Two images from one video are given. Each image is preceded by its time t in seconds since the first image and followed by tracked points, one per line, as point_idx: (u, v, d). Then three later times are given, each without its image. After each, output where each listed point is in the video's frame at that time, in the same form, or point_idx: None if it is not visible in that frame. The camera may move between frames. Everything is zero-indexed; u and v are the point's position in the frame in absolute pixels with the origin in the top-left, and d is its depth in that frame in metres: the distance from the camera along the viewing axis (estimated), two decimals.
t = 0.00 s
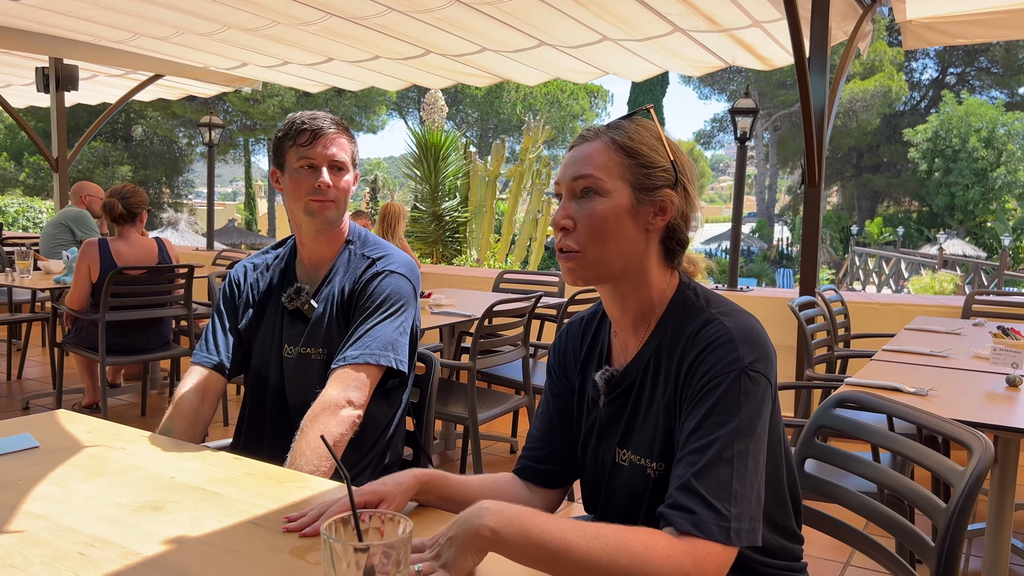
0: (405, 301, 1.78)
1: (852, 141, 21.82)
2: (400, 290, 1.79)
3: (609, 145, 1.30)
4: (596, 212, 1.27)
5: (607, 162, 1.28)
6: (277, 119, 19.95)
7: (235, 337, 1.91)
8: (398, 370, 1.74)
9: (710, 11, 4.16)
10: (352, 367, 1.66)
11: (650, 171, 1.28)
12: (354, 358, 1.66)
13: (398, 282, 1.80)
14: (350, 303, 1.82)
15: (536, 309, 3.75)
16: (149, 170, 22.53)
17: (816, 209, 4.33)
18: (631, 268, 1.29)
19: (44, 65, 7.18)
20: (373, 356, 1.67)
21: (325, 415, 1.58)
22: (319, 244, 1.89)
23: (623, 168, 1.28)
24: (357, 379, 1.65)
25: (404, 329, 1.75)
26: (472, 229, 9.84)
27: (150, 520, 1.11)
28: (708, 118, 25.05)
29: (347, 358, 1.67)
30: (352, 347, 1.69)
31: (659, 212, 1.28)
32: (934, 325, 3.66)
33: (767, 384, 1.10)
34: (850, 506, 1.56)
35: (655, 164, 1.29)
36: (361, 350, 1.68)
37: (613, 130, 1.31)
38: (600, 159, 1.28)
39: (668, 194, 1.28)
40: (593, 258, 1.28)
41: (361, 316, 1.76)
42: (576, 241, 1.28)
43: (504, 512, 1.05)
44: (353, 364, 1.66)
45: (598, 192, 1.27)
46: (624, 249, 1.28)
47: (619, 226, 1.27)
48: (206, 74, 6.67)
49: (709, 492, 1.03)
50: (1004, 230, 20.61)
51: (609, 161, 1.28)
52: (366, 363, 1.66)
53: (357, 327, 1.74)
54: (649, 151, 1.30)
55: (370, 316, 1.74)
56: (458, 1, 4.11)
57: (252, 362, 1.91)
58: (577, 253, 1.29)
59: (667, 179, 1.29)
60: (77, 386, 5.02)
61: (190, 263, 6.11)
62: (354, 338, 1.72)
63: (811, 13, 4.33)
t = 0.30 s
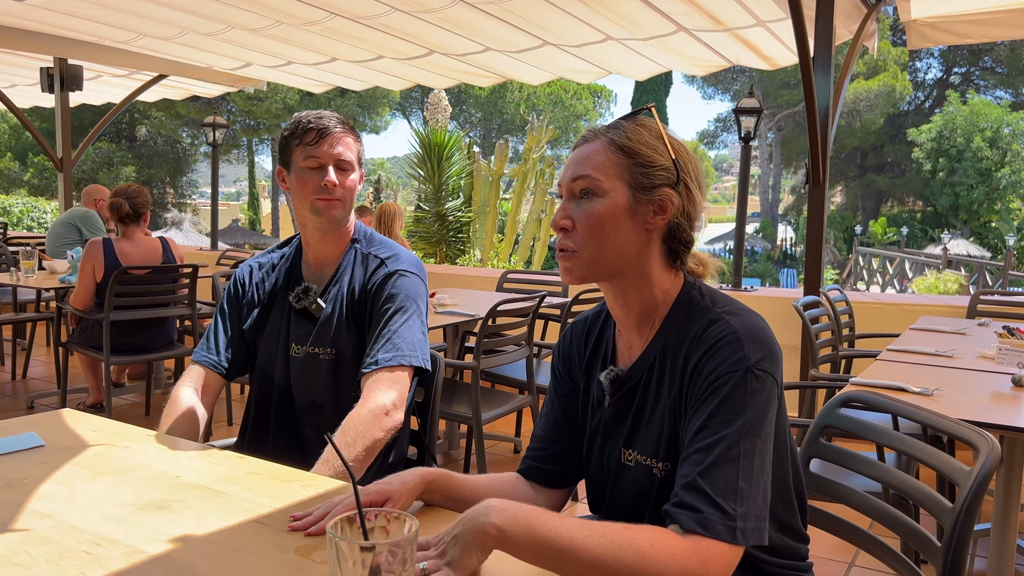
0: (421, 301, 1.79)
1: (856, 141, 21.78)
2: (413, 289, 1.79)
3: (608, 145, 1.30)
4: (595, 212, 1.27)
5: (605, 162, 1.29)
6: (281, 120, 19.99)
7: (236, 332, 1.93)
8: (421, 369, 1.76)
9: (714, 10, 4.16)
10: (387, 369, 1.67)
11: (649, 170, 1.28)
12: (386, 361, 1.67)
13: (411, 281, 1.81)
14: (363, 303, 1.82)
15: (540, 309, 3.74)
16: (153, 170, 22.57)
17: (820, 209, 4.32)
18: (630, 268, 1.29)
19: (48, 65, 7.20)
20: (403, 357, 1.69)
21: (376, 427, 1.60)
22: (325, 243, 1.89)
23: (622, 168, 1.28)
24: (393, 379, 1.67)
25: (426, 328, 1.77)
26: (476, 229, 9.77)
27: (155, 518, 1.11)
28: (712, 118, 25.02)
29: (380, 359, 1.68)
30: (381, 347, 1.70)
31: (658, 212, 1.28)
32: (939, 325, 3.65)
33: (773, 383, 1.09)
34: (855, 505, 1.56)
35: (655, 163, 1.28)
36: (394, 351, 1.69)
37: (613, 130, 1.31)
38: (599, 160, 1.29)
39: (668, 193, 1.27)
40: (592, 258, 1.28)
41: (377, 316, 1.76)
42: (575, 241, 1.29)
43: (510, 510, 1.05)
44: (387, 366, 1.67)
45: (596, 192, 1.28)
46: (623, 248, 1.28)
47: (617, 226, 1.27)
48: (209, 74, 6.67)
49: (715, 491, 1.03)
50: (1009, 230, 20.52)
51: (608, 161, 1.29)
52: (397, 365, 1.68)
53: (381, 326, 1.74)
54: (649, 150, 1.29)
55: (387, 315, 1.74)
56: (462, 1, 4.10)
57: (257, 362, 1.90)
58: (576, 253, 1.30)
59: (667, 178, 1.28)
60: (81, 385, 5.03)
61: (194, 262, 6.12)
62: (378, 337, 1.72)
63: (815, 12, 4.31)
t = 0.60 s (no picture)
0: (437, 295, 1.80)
1: (860, 142, 21.72)
2: (425, 282, 1.80)
3: (608, 147, 1.31)
4: (592, 212, 1.27)
5: (604, 163, 1.29)
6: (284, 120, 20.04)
7: (220, 320, 1.97)
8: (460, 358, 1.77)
9: (718, 10, 4.15)
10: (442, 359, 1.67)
11: (647, 172, 1.28)
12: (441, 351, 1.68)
13: (423, 277, 1.81)
14: (371, 303, 1.81)
15: (543, 309, 3.74)
16: (158, 171, 22.60)
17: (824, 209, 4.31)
18: (627, 270, 1.29)
19: (53, 66, 7.22)
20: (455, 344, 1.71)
21: (446, 411, 1.61)
22: (325, 247, 1.89)
23: (620, 169, 1.28)
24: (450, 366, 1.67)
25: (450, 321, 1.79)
26: (479, 229, 9.90)
27: (159, 519, 1.11)
28: (716, 118, 24.99)
29: (431, 350, 1.68)
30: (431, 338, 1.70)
31: (655, 214, 1.27)
32: (945, 326, 3.64)
33: (774, 382, 1.09)
34: (859, 507, 1.55)
35: (653, 166, 1.28)
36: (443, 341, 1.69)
37: (615, 131, 1.32)
38: (598, 160, 1.29)
39: (664, 197, 1.27)
40: (589, 259, 1.28)
41: (398, 312, 1.76)
42: (570, 240, 1.30)
43: (529, 486, 1.01)
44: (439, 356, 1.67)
45: (592, 193, 1.28)
46: (620, 250, 1.28)
47: (614, 227, 1.27)
48: (213, 74, 6.68)
49: (718, 490, 1.03)
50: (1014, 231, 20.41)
51: (607, 162, 1.29)
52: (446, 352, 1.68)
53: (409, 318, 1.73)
54: (649, 153, 1.29)
55: (410, 310, 1.74)
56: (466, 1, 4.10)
57: (262, 366, 1.91)
58: (571, 252, 1.31)
59: (664, 181, 1.28)
60: (85, 385, 5.04)
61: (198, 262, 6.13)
62: (422, 329, 1.70)
63: (820, 12, 4.30)
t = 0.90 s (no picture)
0: (429, 303, 1.79)
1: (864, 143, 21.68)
2: (419, 290, 1.80)
3: (606, 149, 1.31)
4: (588, 213, 1.27)
5: (602, 164, 1.29)
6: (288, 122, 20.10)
7: (218, 318, 1.98)
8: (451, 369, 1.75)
9: (721, 11, 4.14)
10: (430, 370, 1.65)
11: (643, 174, 1.27)
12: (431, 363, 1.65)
13: (417, 285, 1.81)
14: (369, 308, 1.81)
15: (546, 311, 3.74)
16: (162, 172, 22.66)
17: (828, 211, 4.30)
18: (623, 272, 1.29)
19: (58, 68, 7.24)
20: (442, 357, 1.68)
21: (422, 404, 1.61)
22: (320, 252, 1.88)
23: (617, 171, 1.28)
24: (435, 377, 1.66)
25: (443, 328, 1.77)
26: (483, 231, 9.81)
27: (162, 522, 1.11)
28: (719, 119, 24.98)
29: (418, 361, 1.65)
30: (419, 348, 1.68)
31: (649, 217, 1.27)
32: (948, 328, 3.63)
33: (770, 384, 1.08)
34: (863, 511, 1.54)
35: (650, 168, 1.28)
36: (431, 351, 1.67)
37: (614, 134, 1.32)
38: (596, 161, 1.29)
39: (660, 200, 1.26)
40: (584, 259, 1.28)
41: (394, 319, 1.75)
42: (566, 239, 1.30)
43: (541, 473, 0.98)
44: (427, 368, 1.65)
45: (589, 193, 1.28)
46: (616, 251, 1.28)
47: (610, 228, 1.27)
48: (217, 76, 6.70)
49: (718, 494, 1.02)
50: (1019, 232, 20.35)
51: (605, 164, 1.29)
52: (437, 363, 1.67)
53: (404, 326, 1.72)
54: (646, 156, 1.29)
55: (406, 318, 1.73)
56: (469, 2, 4.10)
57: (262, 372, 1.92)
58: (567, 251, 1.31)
59: (660, 184, 1.27)
60: (89, 386, 5.06)
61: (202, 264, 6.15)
62: (414, 339, 1.69)
63: (823, 13, 4.29)
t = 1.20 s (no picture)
0: (400, 317, 1.69)
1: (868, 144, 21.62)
2: (390, 301, 1.69)
3: (607, 152, 1.31)
4: (586, 213, 1.28)
5: (602, 167, 1.29)
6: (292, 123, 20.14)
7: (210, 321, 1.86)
8: (397, 388, 1.62)
9: (725, 13, 4.14)
10: (364, 387, 1.53)
11: (642, 177, 1.27)
12: (365, 378, 1.54)
13: (385, 292, 1.70)
14: (340, 315, 1.73)
15: (549, 313, 3.72)
16: (166, 173, 22.70)
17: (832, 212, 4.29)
18: (622, 274, 1.29)
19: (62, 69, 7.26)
20: (381, 377, 1.56)
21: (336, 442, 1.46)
22: (307, 260, 1.80)
23: (616, 173, 1.28)
24: (368, 397, 1.53)
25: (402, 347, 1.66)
26: (485, 232, 9.81)
27: (164, 525, 1.11)
28: (723, 121, 24.96)
29: (356, 378, 1.53)
30: (360, 363, 1.56)
31: (646, 220, 1.26)
32: (952, 330, 3.62)
33: (770, 387, 1.08)
34: (867, 515, 1.54)
35: (648, 171, 1.27)
36: (370, 370, 1.55)
37: (616, 137, 1.32)
38: (596, 164, 1.30)
39: (657, 203, 1.26)
40: (583, 260, 1.29)
41: (353, 329, 1.65)
42: (565, 240, 1.31)
43: (524, 507, 1.00)
44: (364, 385, 1.53)
45: (587, 195, 1.29)
46: (614, 253, 1.28)
47: (608, 229, 1.27)
48: (221, 77, 6.71)
49: (717, 498, 1.02)
50: None
51: (605, 166, 1.29)
52: (373, 384, 1.54)
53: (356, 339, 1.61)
54: (645, 158, 1.28)
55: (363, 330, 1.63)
56: (472, 4, 4.10)
57: (252, 382, 1.84)
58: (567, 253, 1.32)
59: (658, 187, 1.27)
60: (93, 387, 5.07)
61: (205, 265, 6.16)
62: (356, 352, 1.58)
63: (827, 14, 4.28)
